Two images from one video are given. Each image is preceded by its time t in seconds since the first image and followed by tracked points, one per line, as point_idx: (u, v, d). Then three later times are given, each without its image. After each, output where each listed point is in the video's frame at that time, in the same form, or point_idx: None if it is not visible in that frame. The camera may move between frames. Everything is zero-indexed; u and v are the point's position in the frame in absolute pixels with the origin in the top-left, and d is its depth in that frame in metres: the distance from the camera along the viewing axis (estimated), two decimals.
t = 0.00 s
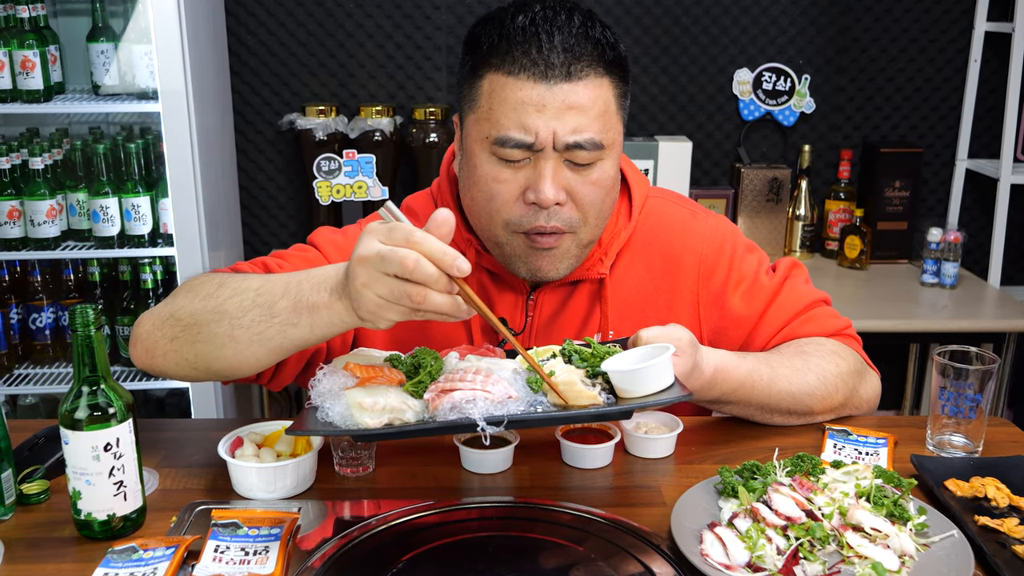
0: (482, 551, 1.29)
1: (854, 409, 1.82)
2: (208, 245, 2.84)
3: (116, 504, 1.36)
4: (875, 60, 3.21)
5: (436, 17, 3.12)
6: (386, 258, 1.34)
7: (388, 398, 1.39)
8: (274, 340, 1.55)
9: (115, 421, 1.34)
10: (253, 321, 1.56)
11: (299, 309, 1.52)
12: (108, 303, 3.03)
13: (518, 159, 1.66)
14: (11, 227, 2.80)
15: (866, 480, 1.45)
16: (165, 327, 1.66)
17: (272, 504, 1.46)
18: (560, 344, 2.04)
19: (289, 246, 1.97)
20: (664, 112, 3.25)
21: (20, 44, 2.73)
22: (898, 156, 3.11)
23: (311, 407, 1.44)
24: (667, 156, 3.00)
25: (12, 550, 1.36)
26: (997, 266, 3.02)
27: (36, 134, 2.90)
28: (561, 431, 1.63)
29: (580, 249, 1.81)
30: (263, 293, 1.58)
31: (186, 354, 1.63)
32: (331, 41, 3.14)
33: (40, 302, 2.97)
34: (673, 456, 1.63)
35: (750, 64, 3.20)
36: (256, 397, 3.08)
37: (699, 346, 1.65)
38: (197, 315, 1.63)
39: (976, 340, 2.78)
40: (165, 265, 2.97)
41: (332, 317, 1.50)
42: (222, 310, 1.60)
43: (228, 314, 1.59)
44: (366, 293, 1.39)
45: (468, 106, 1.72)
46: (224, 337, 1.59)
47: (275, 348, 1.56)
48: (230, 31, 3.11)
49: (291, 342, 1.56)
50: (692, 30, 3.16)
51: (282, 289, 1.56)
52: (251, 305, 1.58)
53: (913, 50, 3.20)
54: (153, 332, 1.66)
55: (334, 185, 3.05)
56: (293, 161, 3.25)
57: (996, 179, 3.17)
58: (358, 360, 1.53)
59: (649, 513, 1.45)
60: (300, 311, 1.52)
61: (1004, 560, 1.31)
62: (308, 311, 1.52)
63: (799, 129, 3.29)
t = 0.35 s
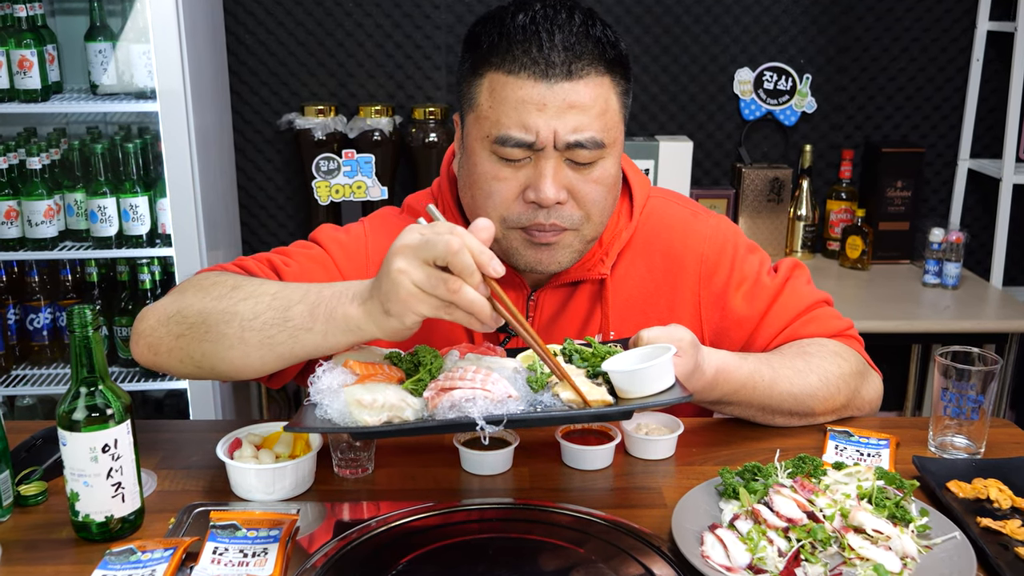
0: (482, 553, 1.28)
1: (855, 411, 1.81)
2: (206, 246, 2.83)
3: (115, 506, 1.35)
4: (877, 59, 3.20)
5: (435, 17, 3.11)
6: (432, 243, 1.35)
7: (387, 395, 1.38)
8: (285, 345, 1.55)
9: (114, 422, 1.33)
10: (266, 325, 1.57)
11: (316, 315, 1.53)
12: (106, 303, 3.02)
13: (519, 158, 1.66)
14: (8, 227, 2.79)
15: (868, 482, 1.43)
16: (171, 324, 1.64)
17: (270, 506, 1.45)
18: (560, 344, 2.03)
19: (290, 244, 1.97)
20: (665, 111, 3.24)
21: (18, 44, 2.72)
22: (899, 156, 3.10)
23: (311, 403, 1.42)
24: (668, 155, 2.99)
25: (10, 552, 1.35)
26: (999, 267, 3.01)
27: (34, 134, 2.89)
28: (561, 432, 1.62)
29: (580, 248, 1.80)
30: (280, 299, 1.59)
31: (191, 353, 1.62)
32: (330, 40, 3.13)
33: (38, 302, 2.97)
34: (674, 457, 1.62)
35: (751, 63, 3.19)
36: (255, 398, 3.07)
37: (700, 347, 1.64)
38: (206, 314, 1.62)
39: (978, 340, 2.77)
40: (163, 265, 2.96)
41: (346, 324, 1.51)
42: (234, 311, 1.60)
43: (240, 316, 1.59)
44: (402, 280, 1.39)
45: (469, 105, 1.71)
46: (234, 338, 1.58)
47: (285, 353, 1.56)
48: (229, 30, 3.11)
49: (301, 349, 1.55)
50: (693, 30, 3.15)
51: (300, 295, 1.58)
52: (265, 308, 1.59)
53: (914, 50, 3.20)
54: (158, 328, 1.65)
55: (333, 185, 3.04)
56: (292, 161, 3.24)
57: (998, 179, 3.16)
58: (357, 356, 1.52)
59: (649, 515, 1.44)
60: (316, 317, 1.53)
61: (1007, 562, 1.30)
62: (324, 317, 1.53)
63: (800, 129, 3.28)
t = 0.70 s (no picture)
0: (482, 555, 1.27)
1: (856, 412, 1.80)
2: (204, 246, 2.82)
3: (113, 507, 1.34)
4: (879, 58, 3.19)
5: (435, 16, 3.11)
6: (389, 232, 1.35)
7: (386, 399, 1.36)
8: (281, 346, 1.54)
9: (112, 423, 1.32)
10: (260, 326, 1.55)
11: (308, 313, 1.52)
12: (104, 304, 3.01)
13: (519, 159, 1.65)
14: (5, 227, 2.79)
15: (870, 483, 1.42)
16: (167, 332, 1.63)
17: (269, 507, 1.44)
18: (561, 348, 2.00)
19: (288, 248, 1.95)
20: (665, 111, 3.23)
21: (15, 43, 2.71)
22: (901, 156, 3.10)
23: (311, 406, 1.43)
24: (668, 155, 2.98)
25: (7, 554, 1.34)
26: (1001, 267, 3.00)
27: (31, 134, 2.88)
28: (561, 433, 1.61)
29: (581, 249, 1.79)
30: (269, 298, 1.57)
31: (187, 359, 1.60)
32: (329, 40, 3.12)
33: (36, 303, 2.96)
34: (675, 458, 1.61)
35: (752, 63, 3.18)
36: (254, 399, 3.06)
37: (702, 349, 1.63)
38: (199, 319, 1.61)
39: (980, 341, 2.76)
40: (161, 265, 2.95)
41: (340, 322, 1.50)
42: (226, 313, 1.59)
43: (233, 318, 1.58)
44: (373, 275, 1.37)
45: (469, 105, 1.70)
46: (228, 341, 1.56)
47: (281, 354, 1.55)
48: (228, 29, 3.10)
49: (296, 348, 1.54)
50: (694, 29, 3.14)
51: (289, 294, 1.56)
52: (257, 309, 1.57)
53: (916, 49, 3.19)
54: (154, 337, 1.64)
55: (332, 185, 3.03)
56: (290, 160, 3.23)
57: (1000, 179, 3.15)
58: (357, 360, 1.51)
59: (650, 516, 1.43)
60: (309, 316, 1.52)
61: (1009, 563, 1.29)
62: (317, 314, 1.51)
63: (801, 128, 3.27)
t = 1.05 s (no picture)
0: (481, 557, 1.26)
1: (858, 413, 1.79)
2: (203, 247, 2.81)
3: (110, 509, 1.33)
4: (881, 58, 3.18)
5: (434, 15, 3.10)
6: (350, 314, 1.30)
7: (387, 409, 1.36)
8: (278, 363, 1.51)
9: (109, 425, 1.31)
10: (250, 350, 1.50)
11: (295, 337, 1.45)
12: (102, 304, 3.00)
13: (517, 158, 1.64)
14: (3, 227, 2.78)
15: (871, 484, 1.41)
16: (161, 352, 1.62)
17: (267, 509, 1.43)
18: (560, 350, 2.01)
19: (283, 256, 1.95)
20: (666, 110, 3.22)
21: (13, 42, 2.71)
22: (902, 156, 3.09)
23: (311, 416, 1.42)
24: (668, 155, 2.97)
25: (4, 556, 1.34)
26: (1004, 268, 2.99)
27: (28, 134, 2.87)
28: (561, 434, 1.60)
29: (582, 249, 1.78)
30: (249, 320, 1.50)
31: (188, 377, 1.59)
32: (328, 39, 3.12)
33: (33, 304, 2.96)
34: (676, 459, 1.60)
35: (753, 62, 3.18)
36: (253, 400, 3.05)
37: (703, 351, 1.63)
38: (190, 341, 1.58)
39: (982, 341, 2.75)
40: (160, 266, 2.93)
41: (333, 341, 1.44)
42: (214, 337, 1.54)
43: (222, 343, 1.53)
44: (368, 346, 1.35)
45: (467, 105, 1.69)
46: (223, 363, 1.54)
47: (281, 369, 1.52)
48: (227, 28, 3.09)
49: (294, 362, 1.51)
50: (694, 28, 3.13)
51: (268, 316, 1.48)
52: (241, 332, 1.51)
53: (918, 48, 3.18)
54: (150, 359, 1.64)
55: (331, 185, 3.02)
56: (289, 160, 3.22)
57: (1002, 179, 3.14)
58: (356, 366, 1.51)
59: (650, 518, 1.42)
60: (297, 337, 1.45)
61: (1012, 565, 1.29)
62: (305, 335, 1.45)
63: (802, 128, 3.26)
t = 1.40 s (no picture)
0: (480, 559, 1.25)
1: (859, 414, 1.78)
2: (202, 247, 2.80)
3: (108, 510, 1.32)
4: (882, 57, 3.18)
5: (434, 14, 3.09)
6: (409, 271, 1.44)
7: (386, 408, 1.34)
8: (290, 339, 1.54)
9: (107, 426, 1.31)
10: (270, 321, 1.55)
11: (323, 305, 1.54)
12: (100, 305, 2.99)
13: (533, 165, 1.63)
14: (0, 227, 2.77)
15: (872, 486, 1.40)
16: (169, 329, 1.62)
17: (266, 510, 1.42)
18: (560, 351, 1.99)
19: (286, 247, 1.94)
20: (666, 110, 3.21)
21: (10, 41, 2.70)
22: (904, 156, 3.09)
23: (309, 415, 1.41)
24: (668, 155, 2.97)
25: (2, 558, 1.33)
26: (1006, 268, 2.99)
27: (26, 133, 2.86)
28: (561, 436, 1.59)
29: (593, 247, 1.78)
30: (283, 295, 1.59)
31: (192, 357, 1.59)
32: (327, 38, 3.11)
33: (31, 304, 2.95)
34: (677, 461, 1.60)
35: (755, 62, 3.17)
36: (251, 401, 3.04)
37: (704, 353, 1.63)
38: (205, 317, 1.60)
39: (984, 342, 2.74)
40: (158, 267, 2.92)
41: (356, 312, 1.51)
42: (235, 310, 1.58)
43: (242, 316, 1.58)
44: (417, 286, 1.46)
45: (472, 118, 1.68)
46: (236, 336, 1.56)
47: (291, 350, 1.54)
48: (225, 28, 3.08)
49: (304, 342, 1.54)
50: (695, 28, 3.12)
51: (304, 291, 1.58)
52: (268, 305, 1.58)
53: (920, 48, 3.17)
54: (155, 336, 1.63)
55: (330, 185, 3.01)
56: (288, 160, 3.21)
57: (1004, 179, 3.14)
58: (354, 364, 1.50)
59: (651, 520, 1.41)
60: (323, 309, 1.53)
61: (1014, 567, 1.28)
62: (331, 307, 1.53)
63: (804, 128, 3.25)
